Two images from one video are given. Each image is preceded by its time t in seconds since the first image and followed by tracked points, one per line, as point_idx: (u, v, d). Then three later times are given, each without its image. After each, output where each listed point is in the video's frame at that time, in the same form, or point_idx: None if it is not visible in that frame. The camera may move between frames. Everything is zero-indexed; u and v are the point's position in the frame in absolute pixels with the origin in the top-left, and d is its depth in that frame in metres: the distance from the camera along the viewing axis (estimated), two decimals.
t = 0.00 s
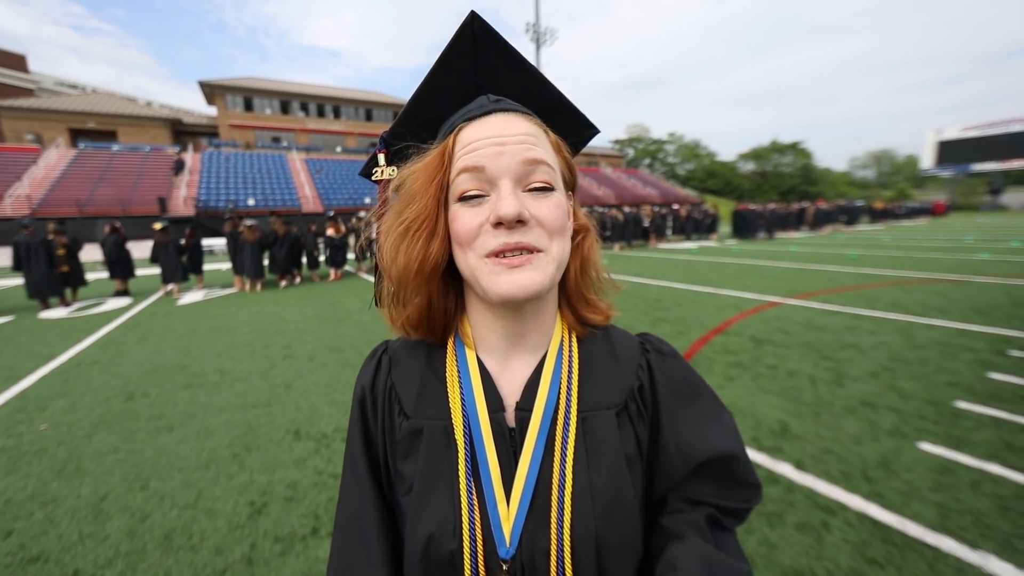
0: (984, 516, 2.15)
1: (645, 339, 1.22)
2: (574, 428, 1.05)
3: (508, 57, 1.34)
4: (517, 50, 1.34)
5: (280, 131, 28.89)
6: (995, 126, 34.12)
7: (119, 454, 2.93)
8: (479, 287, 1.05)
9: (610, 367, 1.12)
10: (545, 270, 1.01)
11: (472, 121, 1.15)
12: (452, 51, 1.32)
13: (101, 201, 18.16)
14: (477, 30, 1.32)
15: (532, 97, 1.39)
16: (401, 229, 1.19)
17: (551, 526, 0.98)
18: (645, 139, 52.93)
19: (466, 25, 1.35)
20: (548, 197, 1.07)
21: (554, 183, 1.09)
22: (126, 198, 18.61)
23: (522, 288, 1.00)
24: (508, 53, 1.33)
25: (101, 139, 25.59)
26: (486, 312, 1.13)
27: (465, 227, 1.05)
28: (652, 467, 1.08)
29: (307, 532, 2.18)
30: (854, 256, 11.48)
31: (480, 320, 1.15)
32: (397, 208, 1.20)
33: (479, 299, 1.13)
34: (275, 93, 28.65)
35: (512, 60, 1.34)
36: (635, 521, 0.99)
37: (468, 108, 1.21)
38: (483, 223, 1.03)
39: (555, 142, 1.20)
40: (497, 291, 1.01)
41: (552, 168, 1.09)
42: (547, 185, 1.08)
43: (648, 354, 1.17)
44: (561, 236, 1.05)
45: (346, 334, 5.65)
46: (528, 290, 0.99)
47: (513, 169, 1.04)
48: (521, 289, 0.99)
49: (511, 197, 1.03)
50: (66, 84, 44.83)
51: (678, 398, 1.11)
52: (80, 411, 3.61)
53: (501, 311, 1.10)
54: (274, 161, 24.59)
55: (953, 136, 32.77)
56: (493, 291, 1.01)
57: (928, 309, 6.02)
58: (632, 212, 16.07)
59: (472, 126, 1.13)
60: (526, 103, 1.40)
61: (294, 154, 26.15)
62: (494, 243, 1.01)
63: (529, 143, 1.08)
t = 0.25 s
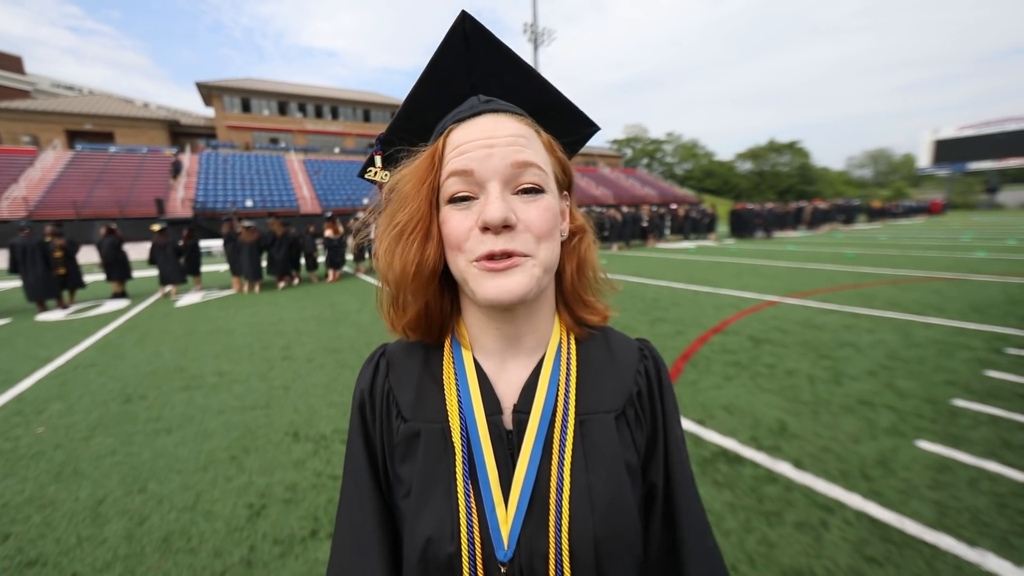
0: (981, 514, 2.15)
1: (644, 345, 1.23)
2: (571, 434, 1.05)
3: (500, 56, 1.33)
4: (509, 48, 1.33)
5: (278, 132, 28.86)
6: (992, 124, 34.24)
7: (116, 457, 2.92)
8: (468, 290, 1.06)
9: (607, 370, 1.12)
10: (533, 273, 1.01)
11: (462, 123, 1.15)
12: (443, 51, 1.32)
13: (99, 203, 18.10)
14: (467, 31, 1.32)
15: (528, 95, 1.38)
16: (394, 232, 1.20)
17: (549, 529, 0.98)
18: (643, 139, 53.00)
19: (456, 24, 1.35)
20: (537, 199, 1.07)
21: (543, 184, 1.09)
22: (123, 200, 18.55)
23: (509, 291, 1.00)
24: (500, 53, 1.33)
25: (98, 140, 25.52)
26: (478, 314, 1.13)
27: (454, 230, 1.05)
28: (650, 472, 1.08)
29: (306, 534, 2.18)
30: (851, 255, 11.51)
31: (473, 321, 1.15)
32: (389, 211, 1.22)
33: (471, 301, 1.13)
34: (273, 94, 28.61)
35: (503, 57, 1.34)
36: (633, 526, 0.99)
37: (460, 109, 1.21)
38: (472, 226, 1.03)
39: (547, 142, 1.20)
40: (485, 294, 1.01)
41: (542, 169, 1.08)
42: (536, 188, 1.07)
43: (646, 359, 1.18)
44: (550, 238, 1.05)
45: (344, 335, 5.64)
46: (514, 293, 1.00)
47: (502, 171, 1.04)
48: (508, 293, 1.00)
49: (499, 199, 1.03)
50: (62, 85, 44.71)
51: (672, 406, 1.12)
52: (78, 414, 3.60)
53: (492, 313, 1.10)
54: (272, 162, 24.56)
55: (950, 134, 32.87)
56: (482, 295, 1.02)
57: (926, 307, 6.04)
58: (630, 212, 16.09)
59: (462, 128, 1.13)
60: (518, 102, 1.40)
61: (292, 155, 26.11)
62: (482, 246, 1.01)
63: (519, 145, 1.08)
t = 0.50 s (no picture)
0: (981, 515, 2.16)
1: (644, 345, 1.24)
2: (576, 433, 1.06)
3: (516, 58, 1.34)
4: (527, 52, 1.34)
5: (278, 133, 28.88)
6: (991, 126, 34.29)
7: (116, 457, 2.92)
8: (472, 291, 1.07)
9: (609, 371, 1.13)
10: (538, 280, 1.02)
11: (475, 124, 1.15)
12: (461, 50, 1.33)
13: (98, 203, 18.10)
14: (485, 31, 1.32)
15: (542, 100, 1.39)
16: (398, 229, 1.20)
17: (554, 530, 0.98)
18: (643, 140, 53.07)
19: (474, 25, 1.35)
20: (546, 206, 1.07)
21: (553, 192, 1.09)
22: (123, 200, 18.55)
23: (512, 298, 1.00)
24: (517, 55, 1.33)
25: (98, 140, 25.53)
26: (480, 316, 1.14)
27: (460, 232, 1.06)
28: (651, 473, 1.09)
29: (305, 535, 2.18)
30: (851, 257, 11.52)
31: (474, 322, 1.15)
32: (396, 207, 1.22)
33: (472, 302, 1.14)
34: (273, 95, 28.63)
35: (518, 62, 1.34)
36: (638, 527, 0.99)
37: (472, 110, 1.21)
38: (479, 229, 1.04)
39: (557, 149, 1.20)
40: (489, 297, 1.02)
41: (552, 177, 1.09)
42: (545, 194, 1.08)
43: (647, 359, 1.19)
44: (556, 246, 1.06)
45: (344, 336, 5.64)
46: (518, 298, 1.00)
47: (513, 176, 1.05)
48: (513, 298, 1.00)
49: (508, 204, 1.03)
50: (62, 86, 44.72)
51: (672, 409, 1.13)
52: (77, 414, 3.60)
53: (494, 314, 1.10)
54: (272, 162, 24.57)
55: (949, 136, 32.91)
56: (486, 298, 1.02)
57: (925, 308, 6.05)
58: (630, 214, 16.11)
59: (474, 128, 1.14)
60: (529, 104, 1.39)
61: (292, 156, 26.13)
62: (488, 250, 1.02)
63: (530, 151, 1.08)
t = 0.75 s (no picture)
0: (972, 518, 2.17)
1: (642, 345, 1.24)
2: (574, 432, 1.06)
3: (514, 59, 1.35)
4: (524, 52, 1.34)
5: (276, 131, 28.82)
6: (986, 133, 34.53)
7: (109, 455, 2.91)
8: (474, 292, 1.07)
9: (608, 371, 1.13)
10: (540, 281, 1.03)
11: (475, 124, 1.15)
12: (458, 50, 1.33)
13: (94, 200, 18.00)
14: (484, 31, 1.32)
15: (540, 98, 1.40)
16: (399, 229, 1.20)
17: (553, 527, 0.99)
18: (641, 143, 53.24)
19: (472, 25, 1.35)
20: (547, 205, 1.08)
21: (554, 191, 1.10)
22: (119, 197, 18.46)
23: (516, 298, 1.01)
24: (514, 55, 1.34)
25: (94, 137, 25.41)
26: (481, 316, 1.14)
27: (462, 232, 1.06)
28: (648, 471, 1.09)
29: (299, 534, 2.17)
30: (846, 261, 11.59)
31: (475, 322, 1.15)
32: (397, 208, 1.22)
33: (474, 302, 1.14)
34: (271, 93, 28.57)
35: (516, 62, 1.35)
36: (635, 525, 1.00)
37: (472, 110, 1.22)
38: (481, 229, 1.04)
39: (557, 148, 1.21)
40: (493, 298, 1.02)
41: (553, 177, 1.10)
42: (546, 194, 1.09)
43: (644, 359, 1.19)
44: (557, 245, 1.06)
45: (340, 335, 5.63)
46: (521, 299, 1.01)
47: (513, 176, 1.05)
48: (517, 299, 1.01)
49: (510, 204, 1.04)
50: (59, 82, 44.52)
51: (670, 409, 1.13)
52: (70, 411, 3.58)
53: (496, 315, 1.11)
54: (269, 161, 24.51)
55: (944, 142, 33.17)
56: (489, 299, 1.03)
57: (919, 313, 6.09)
58: (627, 216, 16.15)
59: (474, 129, 1.14)
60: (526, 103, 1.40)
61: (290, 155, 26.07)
62: (491, 251, 1.02)
63: (531, 151, 1.09)
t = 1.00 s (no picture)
0: (976, 515, 2.17)
1: (649, 341, 1.24)
2: (582, 429, 1.06)
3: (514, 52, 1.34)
4: (525, 46, 1.34)
5: (277, 130, 28.83)
6: (989, 129, 34.37)
7: (114, 454, 2.92)
8: (483, 288, 1.08)
9: (615, 367, 1.13)
10: (546, 276, 1.04)
11: (477, 120, 1.16)
12: (458, 46, 1.33)
13: (96, 200, 18.06)
14: (482, 25, 1.31)
15: (543, 90, 1.40)
16: (406, 229, 1.21)
17: (561, 522, 0.99)
18: (642, 140, 53.11)
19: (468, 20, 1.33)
20: (552, 198, 1.08)
21: (558, 184, 1.10)
22: (121, 197, 18.51)
23: (523, 294, 1.02)
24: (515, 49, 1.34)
25: (96, 137, 25.45)
26: (490, 313, 1.15)
27: (469, 229, 1.06)
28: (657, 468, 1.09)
29: (304, 532, 2.18)
30: (848, 258, 11.56)
31: (485, 319, 1.16)
32: (404, 208, 1.23)
33: (483, 299, 1.15)
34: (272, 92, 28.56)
35: (517, 57, 1.35)
36: (643, 521, 1.00)
37: (474, 106, 1.22)
38: (486, 225, 1.05)
39: (561, 141, 1.21)
40: (501, 294, 1.03)
41: (557, 169, 1.10)
42: (551, 187, 1.09)
43: (652, 355, 1.19)
44: (563, 238, 1.07)
45: (342, 334, 5.64)
46: (529, 292, 1.02)
47: (517, 170, 1.06)
48: (524, 294, 1.02)
49: (515, 199, 1.04)
50: (61, 82, 44.72)
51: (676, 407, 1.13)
52: (75, 410, 3.60)
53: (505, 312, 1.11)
54: (271, 160, 24.53)
55: (947, 139, 33.00)
56: (496, 295, 1.04)
57: (922, 310, 6.07)
58: (628, 214, 16.12)
59: (477, 125, 1.15)
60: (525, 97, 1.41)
61: (291, 154, 26.09)
62: (497, 246, 1.03)
63: (533, 144, 1.09)
